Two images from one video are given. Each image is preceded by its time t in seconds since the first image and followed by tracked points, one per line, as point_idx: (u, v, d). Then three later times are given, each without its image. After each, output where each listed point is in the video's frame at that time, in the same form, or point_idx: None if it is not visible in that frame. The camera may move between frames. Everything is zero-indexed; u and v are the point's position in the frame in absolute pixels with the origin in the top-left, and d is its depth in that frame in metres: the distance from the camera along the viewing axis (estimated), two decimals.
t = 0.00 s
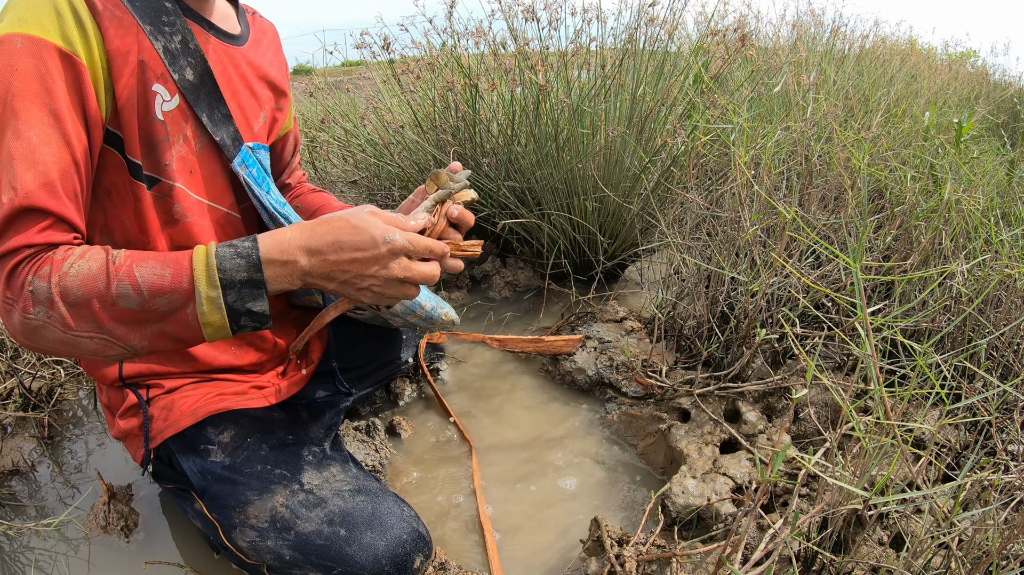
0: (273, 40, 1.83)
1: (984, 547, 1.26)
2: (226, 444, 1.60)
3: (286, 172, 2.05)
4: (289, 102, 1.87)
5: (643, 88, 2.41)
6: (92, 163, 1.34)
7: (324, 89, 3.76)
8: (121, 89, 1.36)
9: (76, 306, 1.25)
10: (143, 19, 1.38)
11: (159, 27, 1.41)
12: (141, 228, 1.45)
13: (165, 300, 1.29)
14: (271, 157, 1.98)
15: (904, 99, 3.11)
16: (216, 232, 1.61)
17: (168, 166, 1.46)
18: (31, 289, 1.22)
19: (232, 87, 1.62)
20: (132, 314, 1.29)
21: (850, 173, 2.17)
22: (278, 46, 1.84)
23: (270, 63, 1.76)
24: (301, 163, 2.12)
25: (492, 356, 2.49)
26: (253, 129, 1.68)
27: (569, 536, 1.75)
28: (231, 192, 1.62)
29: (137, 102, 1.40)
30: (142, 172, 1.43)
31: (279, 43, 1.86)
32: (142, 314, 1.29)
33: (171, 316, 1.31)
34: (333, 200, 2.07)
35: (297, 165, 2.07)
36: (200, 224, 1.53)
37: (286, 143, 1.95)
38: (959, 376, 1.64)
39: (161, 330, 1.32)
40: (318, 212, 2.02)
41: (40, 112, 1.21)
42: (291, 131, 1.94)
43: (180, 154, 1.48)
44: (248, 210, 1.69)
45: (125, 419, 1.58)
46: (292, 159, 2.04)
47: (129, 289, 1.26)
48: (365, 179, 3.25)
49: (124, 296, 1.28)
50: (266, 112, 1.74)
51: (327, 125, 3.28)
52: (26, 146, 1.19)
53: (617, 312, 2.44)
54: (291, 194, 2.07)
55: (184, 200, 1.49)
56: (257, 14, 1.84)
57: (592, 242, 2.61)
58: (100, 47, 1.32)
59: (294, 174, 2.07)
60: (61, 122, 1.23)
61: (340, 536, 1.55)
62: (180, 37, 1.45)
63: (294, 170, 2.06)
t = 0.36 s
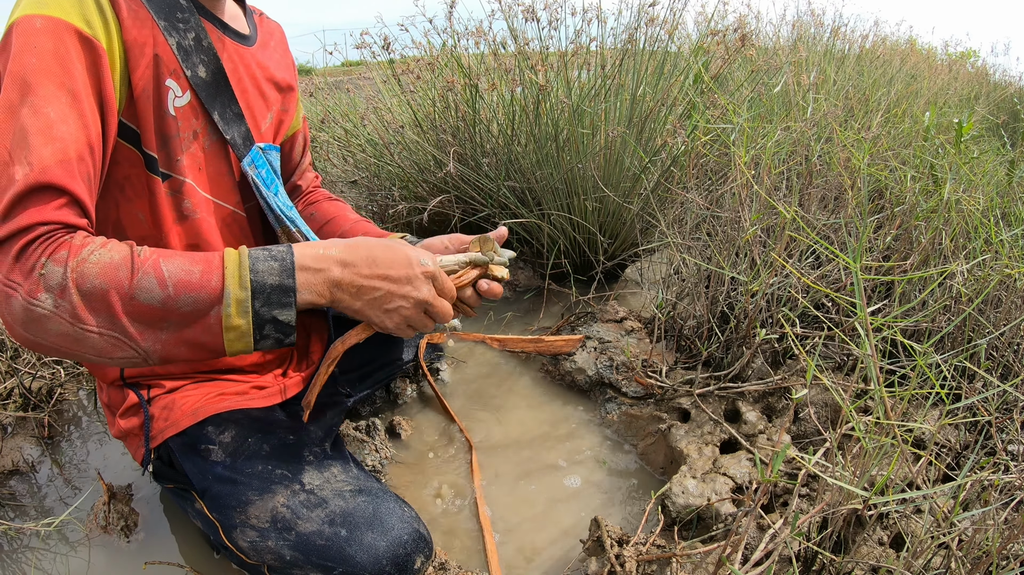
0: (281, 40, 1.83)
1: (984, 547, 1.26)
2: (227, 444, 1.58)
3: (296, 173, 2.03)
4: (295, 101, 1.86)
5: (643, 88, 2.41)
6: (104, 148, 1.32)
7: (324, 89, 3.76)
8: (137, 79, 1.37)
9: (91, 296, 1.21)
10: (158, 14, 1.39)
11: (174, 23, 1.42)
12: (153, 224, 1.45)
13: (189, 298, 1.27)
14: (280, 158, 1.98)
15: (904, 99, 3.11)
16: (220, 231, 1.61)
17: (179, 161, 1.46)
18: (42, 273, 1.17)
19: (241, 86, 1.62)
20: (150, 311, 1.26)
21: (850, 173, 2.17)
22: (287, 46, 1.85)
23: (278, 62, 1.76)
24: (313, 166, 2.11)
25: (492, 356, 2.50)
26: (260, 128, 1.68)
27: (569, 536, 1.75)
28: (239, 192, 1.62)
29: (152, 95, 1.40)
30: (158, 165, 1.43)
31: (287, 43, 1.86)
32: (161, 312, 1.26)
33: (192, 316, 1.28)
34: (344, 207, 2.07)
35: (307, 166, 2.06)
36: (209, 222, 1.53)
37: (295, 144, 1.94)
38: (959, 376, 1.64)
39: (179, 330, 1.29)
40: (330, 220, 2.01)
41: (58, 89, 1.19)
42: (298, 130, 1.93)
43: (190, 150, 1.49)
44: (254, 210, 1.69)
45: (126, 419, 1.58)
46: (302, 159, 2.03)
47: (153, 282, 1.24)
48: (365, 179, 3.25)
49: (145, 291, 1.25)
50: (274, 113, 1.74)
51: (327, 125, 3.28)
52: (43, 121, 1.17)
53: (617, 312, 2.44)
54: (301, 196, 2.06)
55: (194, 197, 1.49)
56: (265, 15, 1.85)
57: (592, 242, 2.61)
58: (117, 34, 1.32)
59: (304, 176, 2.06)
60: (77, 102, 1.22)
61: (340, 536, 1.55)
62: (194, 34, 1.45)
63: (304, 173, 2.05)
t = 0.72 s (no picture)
0: (283, 34, 1.81)
1: (984, 547, 1.26)
2: (228, 444, 1.58)
3: (300, 166, 1.99)
4: (295, 90, 1.85)
5: (643, 88, 2.41)
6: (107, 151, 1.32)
7: (324, 89, 3.76)
8: (142, 81, 1.36)
9: (89, 312, 1.20)
10: (164, 16, 1.39)
11: (180, 24, 1.42)
12: (158, 227, 1.45)
13: (187, 325, 1.25)
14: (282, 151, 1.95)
15: (904, 99, 3.11)
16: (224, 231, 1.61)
17: (185, 164, 1.47)
18: (43, 284, 1.16)
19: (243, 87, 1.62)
20: (147, 331, 1.24)
21: (850, 173, 2.17)
22: (289, 40, 1.82)
23: (279, 60, 1.75)
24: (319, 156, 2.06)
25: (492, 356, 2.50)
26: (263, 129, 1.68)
27: (570, 536, 1.75)
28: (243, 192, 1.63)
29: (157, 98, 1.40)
30: (163, 167, 1.43)
31: (290, 37, 1.84)
32: (158, 334, 1.24)
33: (188, 341, 1.26)
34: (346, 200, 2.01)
35: (312, 159, 2.01)
36: (213, 223, 1.54)
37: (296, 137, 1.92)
38: (959, 376, 1.64)
39: (175, 353, 1.26)
40: (321, 214, 1.97)
41: (61, 95, 1.18)
42: (300, 124, 1.91)
43: (196, 153, 1.49)
44: (257, 210, 1.70)
45: (126, 419, 1.58)
46: (306, 151, 1.99)
47: (152, 305, 1.22)
48: (365, 179, 3.25)
49: (144, 312, 1.23)
50: (275, 113, 1.73)
51: (327, 125, 3.28)
52: (46, 128, 1.16)
53: (618, 312, 2.44)
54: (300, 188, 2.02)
55: (198, 198, 1.50)
56: (265, 10, 1.83)
57: (592, 242, 2.61)
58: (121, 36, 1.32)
59: (308, 168, 2.01)
60: (80, 107, 1.21)
61: (341, 537, 1.55)
62: (200, 35, 1.45)
63: (307, 167, 2.01)
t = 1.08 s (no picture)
0: (279, 31, 1.79)
1: (984, 547, 1.26)
2: (228, 444, 1.58)
3: (299, 165, 1.98)
4: (292, 87, 1.84)
5: (643, 88, 2.41)
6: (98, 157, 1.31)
7: (324, 89, 3.75)
8: (132, 84, 1.36)
9: (73, 326, 1.16)
10: (156, 20, 1.38)
11: (173, 27, 1.41)
12: (151, 231, 1.45)
13: (169, 351, 1.20)
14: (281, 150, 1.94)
15: (904, 100, 3.11)
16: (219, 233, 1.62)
17: (177, 167, 1.47)
18: (28, 294, 1.14)
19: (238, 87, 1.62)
20: (129, 352, 1.20)
21: (850, 173, 2.17)
22: (286, 37, 1.80)
23: (274, 59, 1.73)
24: (320, 155, 2.04)
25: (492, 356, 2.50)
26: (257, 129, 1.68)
27: (569, 536, 1.75)
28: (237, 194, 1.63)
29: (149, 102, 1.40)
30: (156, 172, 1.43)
31: (286, 34, 1.82)
32: (141, 354, 1.20)
33: (170, 366, 1.22)
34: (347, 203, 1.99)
35: (312, 158, 2.00)
36: (206, 226, 1.54)
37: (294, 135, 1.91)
38: (959, 376, 1.64)
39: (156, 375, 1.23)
40: (323, 218, 1.95)
41: (46, 99, 1.17)
42: (298, 122, 1.90)
43: (187, 156, 1.50)
44: (251, 212, 1.70)
45: (125, 419, 1.58)
46: (305, 150, 1.98)
47: (134, 329, 1.18)
48: (365, 179, 3.25)
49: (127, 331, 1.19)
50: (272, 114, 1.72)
51: (327, 125, 3.28)
52: (31, 133, 1.15)
53: (617, 312, 2.44)
54: (301, 188, 2.00)
55: (191, 202, 1.50)
56: (261, 7, 1.81)
57: (592, 242, 2.61)
58: (110, 40, 1.31)
59: (309, 167, 2.00)
60: (67, 111, 1.20)
61: (341, 537, 1.55)
62: (194, 37, 1.45)
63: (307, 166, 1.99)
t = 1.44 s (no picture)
0: (281, 29, 1.78)
1: (984, 547, 1.26)
2: (227, 445, 1.57)
3: (311, 162, 1.98)
4: (297, 86, 1.83)
5: (643, 88, 2.41)
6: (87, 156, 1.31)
7: (324, 89, 3.75)
8: (124, 84, 1.36)
9: (57, 310, 1.17)
10: (154, 21, 1.38)
11: (170, 28, 1.41)
12: (148, 230, 1.46)
13: (153, 319, 1.20)
14: (291, 148, 1.94)
15: (904, 100, 3.11)
16: (217, 233, 1.61)
17: (173, 168, 1.46)
18: (12, 283, 1.14)
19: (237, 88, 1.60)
20: (114, 328, 1.20)
21: (850, 173, 2.17)
22: (288, 35, 1.79)
23: (275, 58, 1.72)
24: (334, 150, 2.03)
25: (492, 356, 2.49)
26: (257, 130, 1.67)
27: (569, 536, 1.75)
28: (235, 194, 1.63)
29: (142, 102, 1.40)
30: (153, 174, 1.43)
31: (288, 32, 1.81)
32: (125, 331, 1.20)
33: (156, 337, 1.22)
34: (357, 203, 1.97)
35: (325, 155, 1.99)
36: (202, 225, 1.54)
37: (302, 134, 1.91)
38: (959, 376, 1.64)
39: (142, 352, 1.23)
40: (335, 217, 1.95)
41: (36, 99, 1.18)
42: (305, 120, 1.89)
43: (182, 156, 1.49)
44: (249, 212, 1.69)
45: (125, 419, 1.58)
46: (316, 147, 1.97)
47: (117, 300, 1.19)
48: (365, 179, 3.25)
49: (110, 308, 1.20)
50: (271, 114, 1.71)
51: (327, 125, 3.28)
52: (21, 133, 1.16)
53: (617, 312, 2.44)
54: (315, 186, 2.00)
55: (188, 202, 1.50)
56: (263, 6, 1.80)
57: (592, 242, 2.61)
58: (101, 40, 1.31)
59: (322, 164, 1.99)
60: (57, 111, 1.21)
61: (341, 537, 1.55)
62: (192, 39, 1.44)
63: (319, 163, 1.98)
